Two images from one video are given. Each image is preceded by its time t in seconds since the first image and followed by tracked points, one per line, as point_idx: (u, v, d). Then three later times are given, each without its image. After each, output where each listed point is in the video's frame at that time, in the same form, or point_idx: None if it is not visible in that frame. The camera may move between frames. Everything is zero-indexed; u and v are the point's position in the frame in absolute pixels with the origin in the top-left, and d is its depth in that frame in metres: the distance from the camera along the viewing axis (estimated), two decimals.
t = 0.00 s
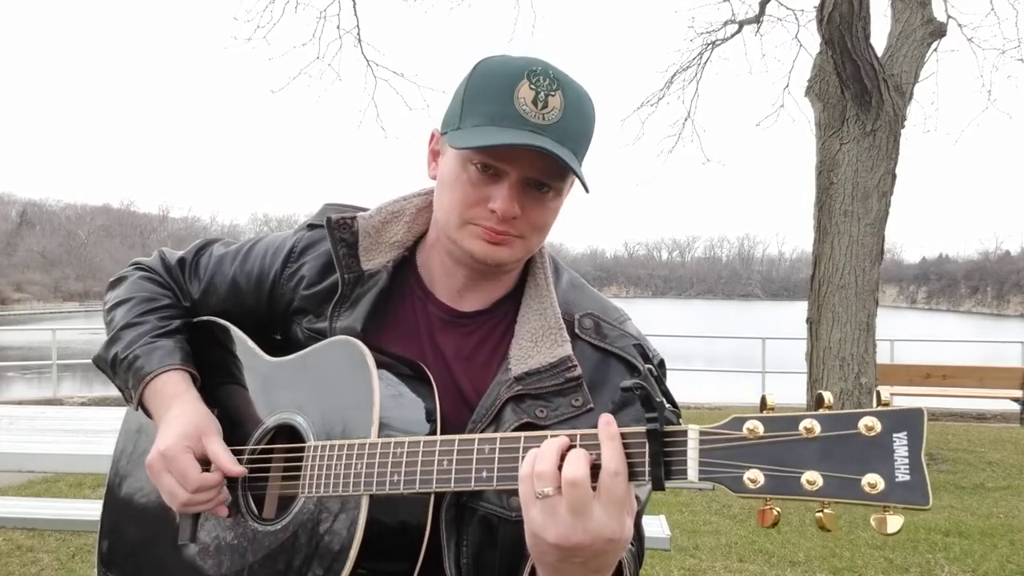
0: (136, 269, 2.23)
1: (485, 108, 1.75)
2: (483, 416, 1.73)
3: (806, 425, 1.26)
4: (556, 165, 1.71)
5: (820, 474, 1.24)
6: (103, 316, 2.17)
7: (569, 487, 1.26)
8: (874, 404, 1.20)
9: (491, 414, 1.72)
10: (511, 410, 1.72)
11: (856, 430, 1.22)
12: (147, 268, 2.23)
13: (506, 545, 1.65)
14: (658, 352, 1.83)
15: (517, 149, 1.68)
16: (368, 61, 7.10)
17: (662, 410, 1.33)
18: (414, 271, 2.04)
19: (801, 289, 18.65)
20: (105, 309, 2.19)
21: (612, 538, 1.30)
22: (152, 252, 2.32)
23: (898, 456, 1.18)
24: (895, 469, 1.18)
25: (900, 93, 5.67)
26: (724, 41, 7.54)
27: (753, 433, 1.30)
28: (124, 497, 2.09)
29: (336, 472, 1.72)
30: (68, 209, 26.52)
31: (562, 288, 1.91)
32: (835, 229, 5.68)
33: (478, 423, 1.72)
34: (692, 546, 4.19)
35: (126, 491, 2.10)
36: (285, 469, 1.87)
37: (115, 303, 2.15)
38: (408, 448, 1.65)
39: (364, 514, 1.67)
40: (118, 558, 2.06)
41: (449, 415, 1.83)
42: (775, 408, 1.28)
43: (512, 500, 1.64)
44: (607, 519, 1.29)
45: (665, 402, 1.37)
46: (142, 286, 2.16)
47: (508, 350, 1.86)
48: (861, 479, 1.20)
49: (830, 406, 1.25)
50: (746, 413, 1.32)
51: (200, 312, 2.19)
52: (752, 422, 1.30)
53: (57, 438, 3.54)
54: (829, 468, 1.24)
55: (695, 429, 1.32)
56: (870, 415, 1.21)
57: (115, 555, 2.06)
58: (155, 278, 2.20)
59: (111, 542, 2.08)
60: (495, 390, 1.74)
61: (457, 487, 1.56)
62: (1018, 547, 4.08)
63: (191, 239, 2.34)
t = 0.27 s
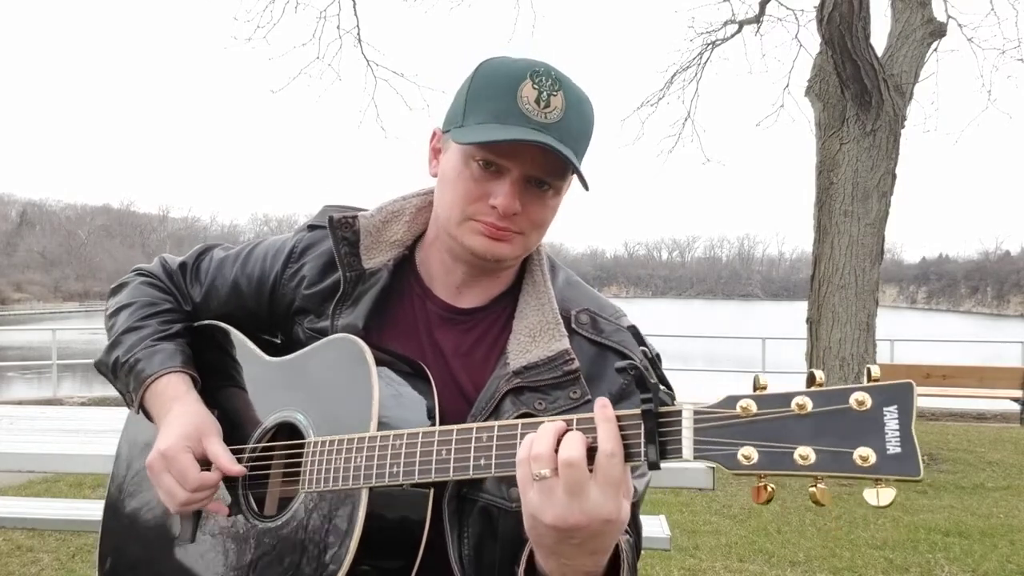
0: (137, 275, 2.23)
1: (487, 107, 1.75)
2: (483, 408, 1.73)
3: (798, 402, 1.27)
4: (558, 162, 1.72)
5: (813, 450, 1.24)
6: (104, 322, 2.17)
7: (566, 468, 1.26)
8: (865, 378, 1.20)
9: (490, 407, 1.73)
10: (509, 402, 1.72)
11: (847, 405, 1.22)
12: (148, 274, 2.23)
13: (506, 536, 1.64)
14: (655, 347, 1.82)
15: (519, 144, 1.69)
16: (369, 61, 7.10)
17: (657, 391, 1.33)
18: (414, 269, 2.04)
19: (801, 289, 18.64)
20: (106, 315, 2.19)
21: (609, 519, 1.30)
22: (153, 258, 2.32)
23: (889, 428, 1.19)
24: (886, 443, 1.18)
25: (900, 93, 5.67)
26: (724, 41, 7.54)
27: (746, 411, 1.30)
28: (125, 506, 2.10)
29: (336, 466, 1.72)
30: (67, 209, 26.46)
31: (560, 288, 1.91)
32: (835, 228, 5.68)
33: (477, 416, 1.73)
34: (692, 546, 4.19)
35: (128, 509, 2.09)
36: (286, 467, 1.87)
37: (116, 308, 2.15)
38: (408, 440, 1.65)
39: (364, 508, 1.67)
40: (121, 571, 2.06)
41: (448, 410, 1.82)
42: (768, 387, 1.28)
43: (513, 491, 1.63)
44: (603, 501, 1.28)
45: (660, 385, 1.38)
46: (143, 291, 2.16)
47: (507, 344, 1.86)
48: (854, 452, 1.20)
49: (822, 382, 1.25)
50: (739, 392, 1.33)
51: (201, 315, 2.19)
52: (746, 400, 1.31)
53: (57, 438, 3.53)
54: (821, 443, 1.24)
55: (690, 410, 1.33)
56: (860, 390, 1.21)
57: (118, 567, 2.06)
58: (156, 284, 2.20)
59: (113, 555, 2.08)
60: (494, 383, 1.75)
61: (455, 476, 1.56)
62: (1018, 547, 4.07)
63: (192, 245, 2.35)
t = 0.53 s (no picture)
0: (132, 282, 2.23)
1: (478, 97, 1.75)
2: (479, 405, 1.73)
3: (793, 389, 1.27)
4: (551, 152, 1.73)
5: (809, 435, 1.24)
6: (99, 328, 2.17)
7: (566, 458, 1.26)
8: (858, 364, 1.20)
9: (486, 404, 1.72)
10: (505, 398, 1.72)
11: (842, 391, 1.22)
12: (142, 281, 2.22)
13: (505, 532, 1.64)
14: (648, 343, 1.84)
15: (512, 128, 1.71)
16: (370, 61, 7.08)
17: (655, 380, 1.33)
18: (410, 270, 2.04)
19: (801, 290, 18.64)
20: (100, 322, 2.19)
21: (609, 508, 1.30)
22: (149, 265, 2.32)
23: (883, 413, 1.19)
24: (881, 427, 1.18)
25: (900, 93, 5.67)
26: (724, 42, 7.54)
27: (743, 399, 1.30)
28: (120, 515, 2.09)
29: (334, 466, 1.72)
30: (67, 209, 26.45)
31: (552, 285, 1.91)
32: (835, 229, 5.67)
33: (473, 412, 1.72)
34: (692, 545, 4.19)
35: (113, 510, 2.11)
36: (282, 471, 1.86)
37: (111, 314, 2.15)
38: (406, 438, 1.65)
39: (363, 506, 1.67)
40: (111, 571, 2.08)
41: (443, 408, 1.82)
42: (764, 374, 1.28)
43: (511, 485, 1.64)
44: (604, 491, 1.28)
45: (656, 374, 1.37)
46: (138, 297, 2.16)
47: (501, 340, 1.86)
48: (849, 437, 1.20)
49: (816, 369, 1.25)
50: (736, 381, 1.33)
51: (196, 321, 2.19)
52: (742, 388, 1.31)
53: (57, 438, 3.53)
54: (817, 429, 1.24)
55: (687, 398, 1.32)
56: (854, 375, 1.22)
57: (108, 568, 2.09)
58: (151, 290, 2.19)
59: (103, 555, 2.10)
60: (489, 379, 1.74)
61: (454, 471, 1.56)
62: (1018, 547, 4.07)
63: (187, 252, 2.34)
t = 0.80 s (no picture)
0: (120, 284, 2.21)
1: (462, 88, 1.77)
2: (472, 406, 1.72)
3: (791, 391, 1.25)
4: (536, 139, 1.76)
5: (808, 438, 1.23)
6: (87, 330, 2.15)
7: (563, 464, 1.25)
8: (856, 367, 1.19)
9: (480, 404, 1.71)
10: (499, 398, 1.71)
11: (840, 394, 1.21)
12: (131, 283, 2.21)
13: (501, 532, 1.64)
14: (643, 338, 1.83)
15: (497, 114, 1.74)
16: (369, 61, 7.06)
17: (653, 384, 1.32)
18: (402, 270, 2.03)
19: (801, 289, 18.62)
20: (89, 325, 2.17)
21: (607, 512, 1.30)
22: (138, 267, 2.31)
23: (881, 416, 1.18)
24: (879, 430, 1.18)
25: (900, 92, 5.66)
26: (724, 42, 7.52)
27: (741, 402, 1.29)
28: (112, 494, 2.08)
29: (329, 469, 1.70)
30: (67, 208, 26.38)
31: (544, 281, 1.91)
32: (835, 228, 5.66)
33: (467, 413, 1.71)
34: (692, 545, 4.18)
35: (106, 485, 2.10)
36: (277, 471, 1.86)
37: (100, 317, 2.13)
38: (402, 441, 1.63)
39: (359, 509, 1.66)
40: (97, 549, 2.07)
41: (439, 409, 1.81)
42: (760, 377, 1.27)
43: (506, 486, 1.64)
44: (602, 495, 1.28)
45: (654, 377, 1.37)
46: (127, 300, 2.14)
47: (494, 338, 1.85)
48: (847, 440, 1.20)
49: (814, 371, 1.24)
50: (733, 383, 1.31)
51: (186, 322, 2.18)
52: (740, 391, 1.29)
53: (54, 437, 3.52)
54: (816, 432, 1.23)
55: (685, 403, 1.30)
56: (852, 378, 1.20)
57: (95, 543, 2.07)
58: (139, 292, 2.18)
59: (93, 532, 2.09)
60: (482, 379, 1.74)
61: (452, 475, 1.55)
62: (1018, 547, 4.06)
63: (176, 252, 2.33)
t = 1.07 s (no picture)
0: (110, 284, 2.21)
1: (446, 85, 1.78)
2: (467, 410, 1.72)
3: (790, 400, 1.25)
4: (521, 132, 1.78)
5: (806, 447, 1.23)
6: (77, 331, 2.14)
7: (560, 475, 1.25)
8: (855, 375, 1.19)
9: (474, 408, 1.71)
10: (494, 402, 1.70)
11: (840, 402, 1.21)
12: (121, 283, 2.20)
13: (497, 538, 1.63)
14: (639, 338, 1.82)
15: (480, 108, 1.76)
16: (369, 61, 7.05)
17: (651, 393, 1.31)
18: (394, 271, 2.03)
19: (802, 289, 18.61)
20: (80, 326, 2.17)
21: (606, 521, 1.29)
22: (128, 267, 2.30)
23: (881, 424, 1.18)
24: (879, 439, 1.18)
25: (900, 92, 5.66)
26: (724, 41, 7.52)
27: (739, 410, 1.28)
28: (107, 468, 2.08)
29: (324, 475, 1.70)
30: (67, 209, 26.36)
31: (539, 281, 1.90)
32: (835, 228, 5.66)
33: (461, 418, 1.71)
34: (692, 545, 4.18)
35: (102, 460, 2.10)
36: (271, 475, 1.85)
37: (90, 318, 2.13)
38: (398, 446, 1.63)
39: (355, 515, 1.65)
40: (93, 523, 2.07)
41: (434, 411, 1.81)
42: (759, 385, 1.26)
43: (502, 491, 1.62)
44: (600, 503, 1.27)
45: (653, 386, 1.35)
46: (117, 300, 2.14)
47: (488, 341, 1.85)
48: (847, 449, 1.19)
49: (812, 379, 1.24)
50: (732, 391, 1.30)
51: (177, 322, 2.17)
52: (738, 400, 1.28)
53: (54, 437, 3.52)
54: (815, 441, 1.23)
55: (684, 411, 1.31)
56: (852, 386, 1.20)
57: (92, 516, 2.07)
58: (129, 293, 2.17)
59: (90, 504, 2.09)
60: (477, 383, 1.73)
61: (448, 481, 1.55)
62: (1018, 546, 4.06)
63: (167, 252, 2.33)
